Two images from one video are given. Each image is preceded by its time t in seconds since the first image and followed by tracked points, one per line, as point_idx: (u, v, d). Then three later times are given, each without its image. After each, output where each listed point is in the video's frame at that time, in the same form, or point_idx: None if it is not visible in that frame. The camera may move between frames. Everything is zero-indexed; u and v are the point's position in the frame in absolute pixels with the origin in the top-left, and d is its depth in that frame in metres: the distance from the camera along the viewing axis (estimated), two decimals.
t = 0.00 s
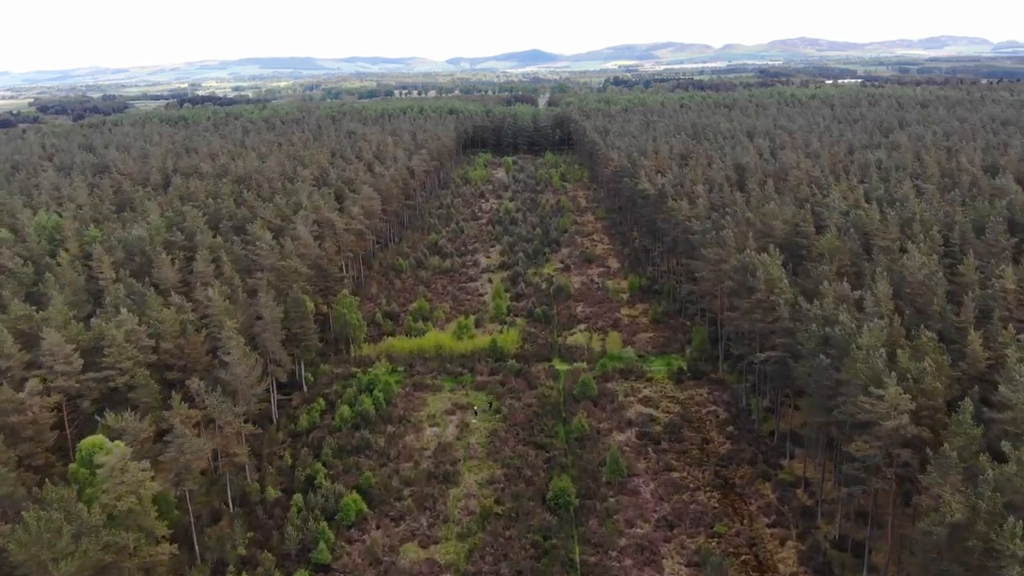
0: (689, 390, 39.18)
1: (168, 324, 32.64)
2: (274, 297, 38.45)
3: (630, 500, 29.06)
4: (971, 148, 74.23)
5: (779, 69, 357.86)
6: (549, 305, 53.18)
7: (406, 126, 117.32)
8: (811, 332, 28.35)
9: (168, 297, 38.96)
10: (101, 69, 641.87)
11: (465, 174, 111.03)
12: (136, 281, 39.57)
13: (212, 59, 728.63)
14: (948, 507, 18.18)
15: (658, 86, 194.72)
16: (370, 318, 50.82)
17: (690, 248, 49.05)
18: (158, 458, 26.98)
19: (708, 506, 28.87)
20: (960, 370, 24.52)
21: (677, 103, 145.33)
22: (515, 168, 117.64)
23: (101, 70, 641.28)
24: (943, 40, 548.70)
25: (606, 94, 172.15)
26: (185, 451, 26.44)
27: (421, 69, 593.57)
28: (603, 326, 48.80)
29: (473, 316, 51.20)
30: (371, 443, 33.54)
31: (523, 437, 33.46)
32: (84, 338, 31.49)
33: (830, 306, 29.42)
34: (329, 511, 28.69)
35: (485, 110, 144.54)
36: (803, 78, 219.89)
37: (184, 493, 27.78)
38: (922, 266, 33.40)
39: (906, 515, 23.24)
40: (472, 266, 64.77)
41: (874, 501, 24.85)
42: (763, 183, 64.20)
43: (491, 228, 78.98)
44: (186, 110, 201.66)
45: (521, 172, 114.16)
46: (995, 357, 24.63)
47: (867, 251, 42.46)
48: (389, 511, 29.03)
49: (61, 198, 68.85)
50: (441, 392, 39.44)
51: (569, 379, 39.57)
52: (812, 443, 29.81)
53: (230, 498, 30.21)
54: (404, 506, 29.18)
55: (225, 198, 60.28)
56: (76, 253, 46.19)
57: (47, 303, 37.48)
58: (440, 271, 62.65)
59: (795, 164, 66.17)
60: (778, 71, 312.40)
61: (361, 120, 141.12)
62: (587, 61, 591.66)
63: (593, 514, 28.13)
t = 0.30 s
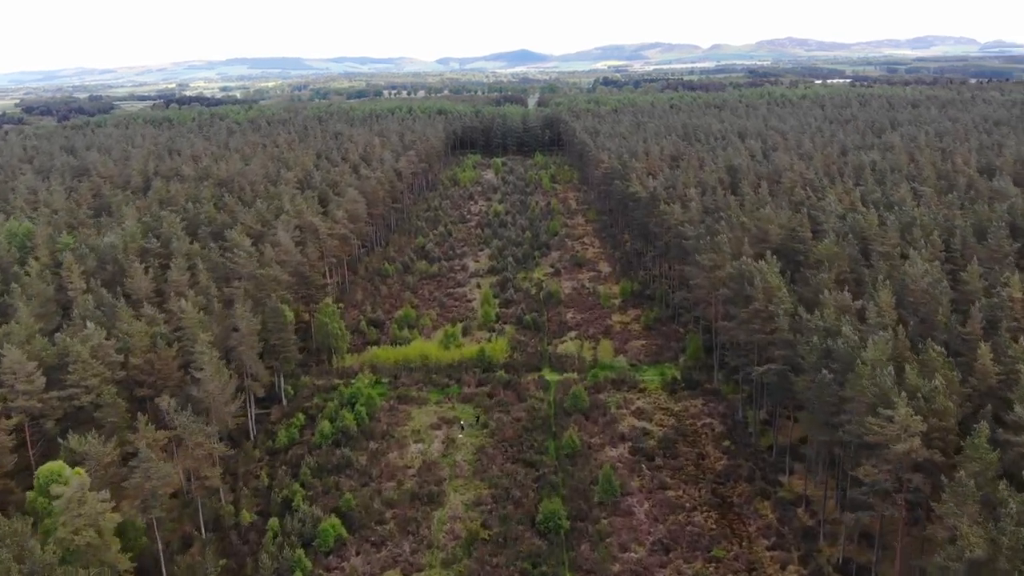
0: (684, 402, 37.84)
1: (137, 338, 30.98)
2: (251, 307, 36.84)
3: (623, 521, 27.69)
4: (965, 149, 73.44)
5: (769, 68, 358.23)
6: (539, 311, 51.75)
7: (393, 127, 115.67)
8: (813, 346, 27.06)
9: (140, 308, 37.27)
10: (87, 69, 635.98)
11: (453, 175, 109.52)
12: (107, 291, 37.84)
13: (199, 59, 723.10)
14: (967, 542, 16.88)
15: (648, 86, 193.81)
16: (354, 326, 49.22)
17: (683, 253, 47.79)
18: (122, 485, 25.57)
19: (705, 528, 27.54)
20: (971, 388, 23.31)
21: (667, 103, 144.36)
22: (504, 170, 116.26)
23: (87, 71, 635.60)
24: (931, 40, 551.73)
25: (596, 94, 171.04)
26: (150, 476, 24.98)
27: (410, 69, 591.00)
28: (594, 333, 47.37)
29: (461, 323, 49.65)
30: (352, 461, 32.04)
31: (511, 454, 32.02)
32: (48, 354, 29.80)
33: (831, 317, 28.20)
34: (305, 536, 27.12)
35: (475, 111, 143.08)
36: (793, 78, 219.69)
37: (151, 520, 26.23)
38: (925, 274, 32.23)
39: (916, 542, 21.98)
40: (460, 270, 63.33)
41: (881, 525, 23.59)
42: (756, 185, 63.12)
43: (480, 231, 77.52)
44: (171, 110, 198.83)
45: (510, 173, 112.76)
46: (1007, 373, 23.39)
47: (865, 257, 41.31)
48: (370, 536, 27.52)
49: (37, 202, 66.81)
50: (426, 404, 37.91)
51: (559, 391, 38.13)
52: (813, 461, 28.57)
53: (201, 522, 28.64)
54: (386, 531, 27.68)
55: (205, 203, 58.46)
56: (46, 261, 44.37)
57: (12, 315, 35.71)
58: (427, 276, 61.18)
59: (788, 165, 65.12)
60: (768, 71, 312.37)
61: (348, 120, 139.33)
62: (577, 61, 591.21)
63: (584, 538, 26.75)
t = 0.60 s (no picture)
0: (672, 414, 36.61)
1: (98, 356, 29.11)
2: (220, 319, 35.07)
3: (612, 545, 26.36)
4: (950, 151, 73.22)
5: (750, 68, 359.94)
6: (522, 318, 50.30)
7: (373, 129, 113.73)
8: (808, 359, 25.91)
9: (102, 321, 35.30)
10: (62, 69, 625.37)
11: (435, 177, 107.80)
12: (67, 304, 35.81)
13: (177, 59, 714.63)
14: None
15: (630, 87, 193.14)
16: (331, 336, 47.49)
17: (669, 258, 46.65)
18: (76, 517, 23.87)
19: (697, 551, 26.31)
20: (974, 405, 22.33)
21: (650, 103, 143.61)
22: (486, 171, 114.72)
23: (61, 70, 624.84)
24: (908, 41, 558.17)
25: (578, 95, 170.06)
26: (106, 507, 23.26)
27: (391, 69, 588.01)
28: (579, 341, 45.98)
29: (441, 331, 48.00)
30: (326, 483, 30.46)
31: (494, 474, 30.57)
32: None
33: (827, 329, 27.14)
34: (275, 566, 25.39)
35: (456, 111, 141.41)
36: (774, 78, 220.35)
37: (109, 553, 24.47)
38: (920, 282, 31.32)
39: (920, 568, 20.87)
40: (441, 275, 61.74)
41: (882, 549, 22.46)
42: (742, 188, 62.28)
43: (461, 235, 75.96)
44: (146, 111, 194.55)
45: (493, 175, 111.29)
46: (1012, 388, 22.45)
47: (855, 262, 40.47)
48: (345, 564, 25.95)
49: None
50: (405, 419, 36.33)
51: (544, 404, 36.71)
52: (808, 478, 27.46)
53: (165, 552, 26.90)
54: (361, 559, 26.11)
55: (176, 208, 56.32)
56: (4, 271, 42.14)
57: None
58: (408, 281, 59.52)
59: (773, 167, 64.33)
60: (748, 71, 313.70)
61: (327, 121, 137.06)
62: (558, 61, 590.94)
63: (571, 564, 25.39)
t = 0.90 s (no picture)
0: (677, 428, 35.21)
1: (75, 371, 27.69)
2: (207, 331, 33.65)
3: (617, 573, 24.97)
4: (958, 153, 71.94)
5: (751, 68, 358.73)
6: (522, 325, 48.87)
7: (372, 130, 112.36)
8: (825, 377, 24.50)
9: (84, 332, 33.89)
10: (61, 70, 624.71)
11: (434, 178, 106.45)
12: (48, 315, 34.38)
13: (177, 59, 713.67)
14: None
15: (631, 88, 191.85)
16: (325, 344, 46.06)
17: (673, 264, 45.28)
18: (49, 546, 22.44)
19: None
20: (1004, 428, 20.99)
21: (651, 104, 142.31)
22: (486, 173, 113.35)
23: (61, 71, 624.15)
24: (909, 40, 557.09)
25: (579, 95, 168.72)
26: (79, 537, 21.88)
27: (391, 70, 587.00)
28: (581, 350, 44.53)
29: (439, 340, 46.54)
30: (316, 504, 29.10)
31: (492, 495, 29.17)
32: None
33: (842, 344, 25.78)
34: None
35: (455, 112, 140.10)
36: (776, 78, 219.14)
37: None
38: (938, 293, 30.01)
39: None
40: (440, 280, 60.28)
41: None
42: (747, 191, 60.91)
43: (460, 238, 74.62)
44: (143, 111, 193.07)
45: (492, 176, 110.00)
46: None
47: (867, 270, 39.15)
48: None
49: None
50: (400, 434, 34.92)
51: (545, 418, 35.27)
52: (822, 501, 26.10)
53: None
54: None
55: (167, 212, 54.93)
56: None
57: None
58: (405, 286, 58.07)
59: (779, 170, 63.01)
60: (750, 71, 312.40)
61: (325, 122, 135.73)
62: (559, 61, 589.67)
63: None
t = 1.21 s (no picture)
0: (680, 443, 33.82)
1: (45, 389, 26.14)
2: (188, 343, 32.16)
3: None
4: (961, 154, 70.88)
5: (748, 68, 358.26)
6: (518, 333, 47.42)
7: (366, 131, 110.84)
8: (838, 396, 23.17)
9: (59, 346, 32.36)
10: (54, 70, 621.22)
11: (428, 180, 104.98)
12: (22, 327, 32.82)
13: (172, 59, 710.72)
14: None
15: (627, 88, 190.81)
16: (314, 354, 44.56)
17: (673, 271, 43.94)
18: None
19: None
20: None
21: (648, 104, 141.09)
22: (481, 174, 111.95)
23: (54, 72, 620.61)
24: (904, 40, 557.95)
25: (575, 96, 167.47)
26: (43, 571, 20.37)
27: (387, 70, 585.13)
28: (578, 359, 43.06)
29: (432, 348, 45.02)
30: (300, 527, 27.64)
31: (486, 518, 27.75)
32: None
33: (855, 360, 24.47)
34: None
35: (451, 113, 138.72)
36: (772, 79, 218.28)
37: None
38: (952, 304, 28.73)
39: None
40: (433, 286, 58.79)
41: None
42: (747, 194, 59.69)
43: (455, 241, 73.16)
44: (135, 112, 191.06)
45: (488, 178, 108.58)
46: None
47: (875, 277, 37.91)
48: None
49: None
50: (391, 451, 33.46)
51: (541, 433, 33.84)
52: (834, 526, 24.72)
53: None
54: None
55: (152, 217, 53.31)
56: None
57: None
58: (398, 292, 56.56)
59: (780, 172, 61.81)
60: (747, 71, 311.75)
61: (319, 123, 134.15)
62: (554, 62, 588.60)
63: None
